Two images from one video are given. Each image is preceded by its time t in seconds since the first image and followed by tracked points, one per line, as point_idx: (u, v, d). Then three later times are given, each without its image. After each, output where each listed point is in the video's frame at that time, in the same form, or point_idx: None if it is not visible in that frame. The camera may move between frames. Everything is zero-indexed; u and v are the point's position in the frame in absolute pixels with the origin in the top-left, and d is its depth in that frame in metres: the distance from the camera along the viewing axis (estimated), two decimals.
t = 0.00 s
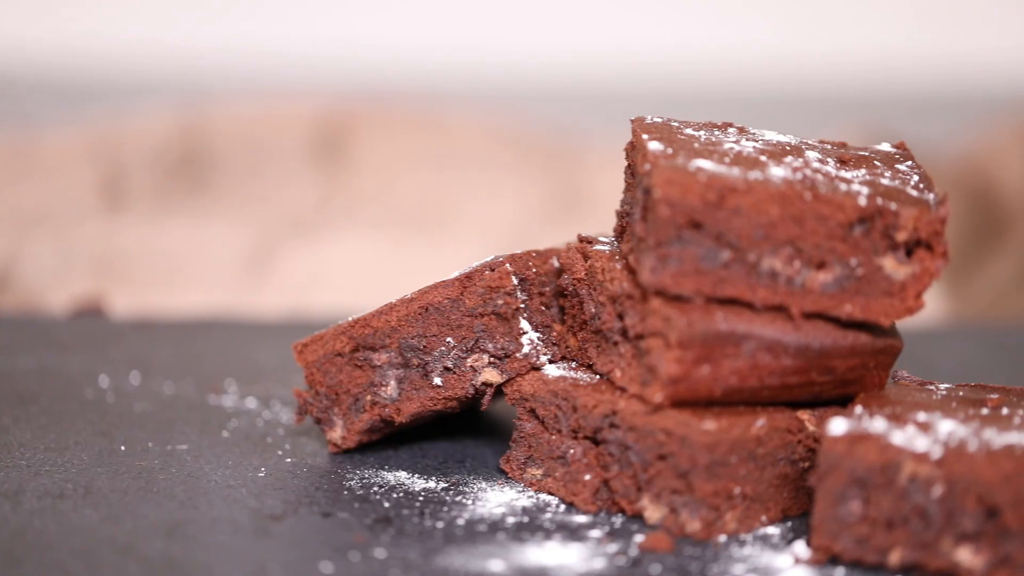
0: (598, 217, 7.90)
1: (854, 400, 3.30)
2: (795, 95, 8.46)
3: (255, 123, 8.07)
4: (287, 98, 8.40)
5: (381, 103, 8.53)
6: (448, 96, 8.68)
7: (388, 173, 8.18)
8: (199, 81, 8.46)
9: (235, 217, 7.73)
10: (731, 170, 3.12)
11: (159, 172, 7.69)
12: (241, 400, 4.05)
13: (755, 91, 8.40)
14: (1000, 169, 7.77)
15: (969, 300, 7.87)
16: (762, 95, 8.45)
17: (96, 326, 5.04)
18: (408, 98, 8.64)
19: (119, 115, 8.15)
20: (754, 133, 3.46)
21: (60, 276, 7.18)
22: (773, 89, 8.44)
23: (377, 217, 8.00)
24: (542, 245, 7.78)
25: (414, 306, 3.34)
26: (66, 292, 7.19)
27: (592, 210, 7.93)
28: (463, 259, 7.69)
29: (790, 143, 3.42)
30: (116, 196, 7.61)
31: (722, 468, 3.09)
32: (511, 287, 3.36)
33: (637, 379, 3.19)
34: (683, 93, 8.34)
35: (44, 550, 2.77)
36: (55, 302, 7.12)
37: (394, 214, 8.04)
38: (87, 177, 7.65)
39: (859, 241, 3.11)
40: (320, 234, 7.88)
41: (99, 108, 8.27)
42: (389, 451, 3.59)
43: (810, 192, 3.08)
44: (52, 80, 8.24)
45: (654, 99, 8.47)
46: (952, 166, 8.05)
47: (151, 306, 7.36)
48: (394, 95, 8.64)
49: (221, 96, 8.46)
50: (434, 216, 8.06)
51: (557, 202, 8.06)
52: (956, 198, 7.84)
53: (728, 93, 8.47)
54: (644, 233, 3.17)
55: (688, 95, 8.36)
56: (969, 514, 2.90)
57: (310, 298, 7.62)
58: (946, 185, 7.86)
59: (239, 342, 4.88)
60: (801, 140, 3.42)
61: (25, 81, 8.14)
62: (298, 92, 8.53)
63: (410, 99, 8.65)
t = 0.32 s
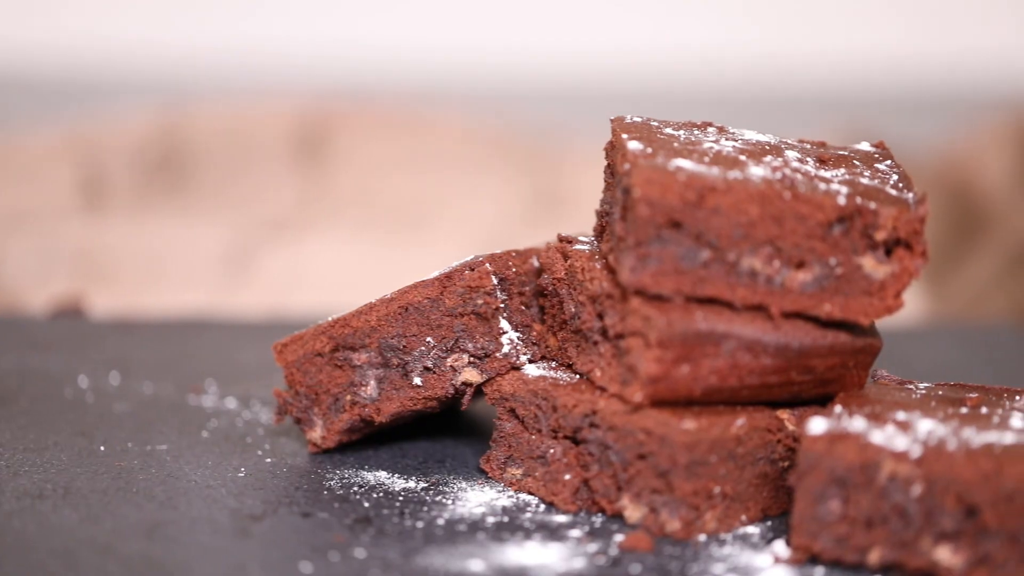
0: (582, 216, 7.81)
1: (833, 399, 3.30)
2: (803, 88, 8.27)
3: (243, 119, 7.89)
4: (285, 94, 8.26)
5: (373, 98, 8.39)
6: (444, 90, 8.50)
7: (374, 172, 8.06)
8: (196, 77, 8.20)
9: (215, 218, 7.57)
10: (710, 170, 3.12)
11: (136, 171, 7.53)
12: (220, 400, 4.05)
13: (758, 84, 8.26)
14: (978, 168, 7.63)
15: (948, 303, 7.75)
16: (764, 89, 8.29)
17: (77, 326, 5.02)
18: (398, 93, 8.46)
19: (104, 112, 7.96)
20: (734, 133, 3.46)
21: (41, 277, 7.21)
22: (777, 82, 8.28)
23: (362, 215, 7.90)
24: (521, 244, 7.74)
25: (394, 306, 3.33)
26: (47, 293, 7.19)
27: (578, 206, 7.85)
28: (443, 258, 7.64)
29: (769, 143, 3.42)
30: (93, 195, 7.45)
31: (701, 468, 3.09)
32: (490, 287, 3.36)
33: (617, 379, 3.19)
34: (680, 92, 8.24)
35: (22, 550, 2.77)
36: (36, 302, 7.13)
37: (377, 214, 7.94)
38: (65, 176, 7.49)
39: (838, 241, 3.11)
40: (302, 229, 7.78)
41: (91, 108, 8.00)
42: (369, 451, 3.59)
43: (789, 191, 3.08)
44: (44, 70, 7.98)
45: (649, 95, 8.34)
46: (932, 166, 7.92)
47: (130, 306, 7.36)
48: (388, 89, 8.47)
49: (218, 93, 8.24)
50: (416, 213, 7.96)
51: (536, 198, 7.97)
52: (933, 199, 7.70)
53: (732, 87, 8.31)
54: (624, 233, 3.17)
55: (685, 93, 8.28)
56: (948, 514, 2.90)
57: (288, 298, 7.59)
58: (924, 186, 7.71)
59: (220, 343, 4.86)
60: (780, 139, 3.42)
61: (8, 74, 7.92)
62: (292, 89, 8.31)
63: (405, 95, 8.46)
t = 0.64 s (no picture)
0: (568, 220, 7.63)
1: (813, 398, 3.30)
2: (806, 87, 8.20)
3: (227, 123, 7.89)
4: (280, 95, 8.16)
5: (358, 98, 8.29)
6: (442, 84, 8.40)
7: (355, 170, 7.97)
8: (196, 77, 8.12)
9: (190, 219, 7.51)
10: (691, 169, 3.12)
11: (119, 171, 7.53)
12: (201, 400, 4.04)
13: (762, 76, 8.17)
14: (959, 172, 7.51)
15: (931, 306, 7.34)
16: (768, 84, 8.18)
17: (58, 324, 5.00)
18: (392, 88, 8.37)
19: (93, 113, 7.90)
20: (714, 132, 3.47)
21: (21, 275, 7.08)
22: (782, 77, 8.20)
23: (342, 218, 7.76)
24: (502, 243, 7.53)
25: (374, 305, 3.33)
26: (26, 293, 7.04)
27: (563, 210, 7.73)
28: (423, 256, 7.40)
29: (750, 142, 3.43)
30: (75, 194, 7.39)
31: (682, 467, 3.09)
32: (471, 287, 3.36)
33: (597, 378, 3.19)
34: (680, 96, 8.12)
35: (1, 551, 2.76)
36: (14, 302, 6.97)
37: (357, 218, 7.80)
38: (48, 176, 7.49)
39: (819, 240, 3.10)
40: (286, 229, 7.63)
41: (88, 106, 7.95)
42: (349, 451, 3.59)
43: (769, 190, 3.08)
44: (37, 66, 7.82)
45: (648, 86, 8.18)
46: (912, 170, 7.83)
47: (109, 306, 7.15)
48: (384, 82, 8.37)
49: (215, 91, 8.14)
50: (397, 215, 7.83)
51: (516, 200, 7.86)
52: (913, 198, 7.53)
53: (737, 84, 8.16)
54: (604, 232, 3.17)
55: (683, 95, 8.17)
56: (928, 513, 2.90)
57: (268, 298, 7.33)
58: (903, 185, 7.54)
59: (200, 343, 4.85)
60: (761, 138, 3.43)
61: (0, 72, 7.83)
62: (286, 88, 8.19)
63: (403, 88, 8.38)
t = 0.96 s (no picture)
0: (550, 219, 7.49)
1: (795, 397, 3.30)
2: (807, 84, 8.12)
3: (217, 121, 7.73)
4: (283, 100, 8.10)
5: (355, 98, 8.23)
6: (439, 85, 8.37)
7: (334, 166, 7.85)
8: (196, 72, 8.07)
9: (171, 220, 7.27)
10: (672, 168, 3.12)
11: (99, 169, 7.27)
12: (182, 400, 4.03)
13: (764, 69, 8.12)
14: (945, 166, 7.16)
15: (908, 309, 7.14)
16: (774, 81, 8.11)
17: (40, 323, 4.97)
18: (387, 87, 8.35)
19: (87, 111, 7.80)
20: (696, 131, 3.48)
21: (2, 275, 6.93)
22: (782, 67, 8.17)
23: (320, 217, 7.59)
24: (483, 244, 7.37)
25: (356, 305, 3.33)
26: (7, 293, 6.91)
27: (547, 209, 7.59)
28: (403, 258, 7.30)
29: (731, 141, 3.43)
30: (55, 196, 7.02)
31: (664, 466, 3.10)
32: (453, 286, 3.36)
33: (579, 377, 3.19)
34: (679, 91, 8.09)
35: None
36: None
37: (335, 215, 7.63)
38: (28, 176, 7.18)
39: (800, 239, 3.11)
40: (269, 225, 7.46)
41: (85, 103, 7.85)
42: (332, 451, 3.58)
43: (751, 189, 3.08)
44: (34, 64, 7.75)
45: (649, 82, 8.19)
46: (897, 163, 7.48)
47: (92, 306, 6.98)
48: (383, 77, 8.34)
49: (212, 87, 8.11)
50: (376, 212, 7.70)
51: (496, 200, 7.69)
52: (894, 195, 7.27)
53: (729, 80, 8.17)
54: (586, 231, 3.17)
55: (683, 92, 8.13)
56: (909, 512, 2.89)
57: (254, 298, 7.23)
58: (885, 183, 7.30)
59: (182, 343, 4.84)
60: (742, 137, 3.44)
61: None
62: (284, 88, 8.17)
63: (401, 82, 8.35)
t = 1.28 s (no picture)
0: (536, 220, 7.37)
1: (779, 397, 3.31)
2: (808, 84, 8.21)
3: (203, 121, 7.65)
4: (277, 102, 7.99)
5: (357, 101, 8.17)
6: (443, 88, 8.36)
7: (317, 166, 7.78)
8: (195, 72, 8.08)
9: (153, 219, 7.25)
10: (655, 167, 3.12)
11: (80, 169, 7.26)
12: (166, 400, 4.03)
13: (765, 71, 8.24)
14: (929, 162, 7.11)
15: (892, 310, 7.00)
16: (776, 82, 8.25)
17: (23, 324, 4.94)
18: (385, 87, 8.29)
19: (80, 109, 7.76)
20: (679, 131, 3.49)
21: None
22: (785, 68, 8.29)
23: (299, 215, 7.58)
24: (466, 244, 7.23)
25: (340, 304, 3.32)
26: None
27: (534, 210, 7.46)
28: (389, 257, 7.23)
29: (715, 140, 3.44)
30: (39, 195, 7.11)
31: (648, 465, 3.10)
32: (436, 285, 3.35)
33: (563, 376, 3.19)
34: (683, 92, 8.18)
35: None
36: None
37: (315, 214, 7.60)
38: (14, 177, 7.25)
39: (783, 238, 3.11)
40: (249, 225, 7.45)
41: (78, 102, 7.84)
42: (315, 450, 3.58)
43: (734, 188, 3.08)
44: (29, 63, 7.79)
45: (654, 82, 8.30)
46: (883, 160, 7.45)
47: (77, 304, 6.84)
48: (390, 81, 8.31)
49: (214, 88, 8.07)
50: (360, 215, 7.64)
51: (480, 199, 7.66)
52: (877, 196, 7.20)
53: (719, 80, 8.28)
54: (569, 231, 3.17)
55: (687, 94, 8.25)
56: (893, 510, 2.89)
57: (237, 298, 7.15)
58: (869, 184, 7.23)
59: (164, 343, 4.82)
60: (726, 137, 3.45)
61: None
62: (284, 89, 8.14)
63: (408, 85, 8.33)
